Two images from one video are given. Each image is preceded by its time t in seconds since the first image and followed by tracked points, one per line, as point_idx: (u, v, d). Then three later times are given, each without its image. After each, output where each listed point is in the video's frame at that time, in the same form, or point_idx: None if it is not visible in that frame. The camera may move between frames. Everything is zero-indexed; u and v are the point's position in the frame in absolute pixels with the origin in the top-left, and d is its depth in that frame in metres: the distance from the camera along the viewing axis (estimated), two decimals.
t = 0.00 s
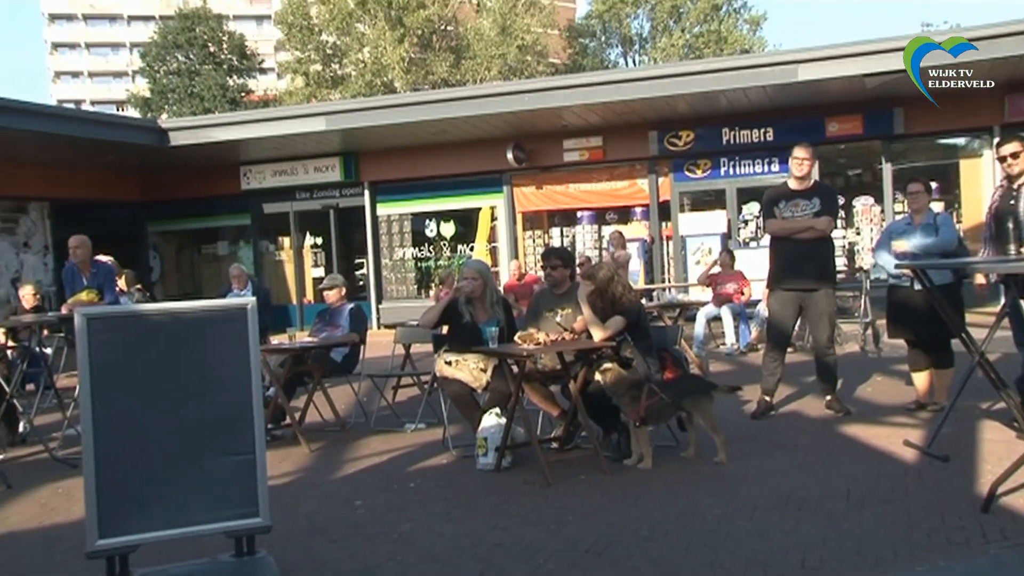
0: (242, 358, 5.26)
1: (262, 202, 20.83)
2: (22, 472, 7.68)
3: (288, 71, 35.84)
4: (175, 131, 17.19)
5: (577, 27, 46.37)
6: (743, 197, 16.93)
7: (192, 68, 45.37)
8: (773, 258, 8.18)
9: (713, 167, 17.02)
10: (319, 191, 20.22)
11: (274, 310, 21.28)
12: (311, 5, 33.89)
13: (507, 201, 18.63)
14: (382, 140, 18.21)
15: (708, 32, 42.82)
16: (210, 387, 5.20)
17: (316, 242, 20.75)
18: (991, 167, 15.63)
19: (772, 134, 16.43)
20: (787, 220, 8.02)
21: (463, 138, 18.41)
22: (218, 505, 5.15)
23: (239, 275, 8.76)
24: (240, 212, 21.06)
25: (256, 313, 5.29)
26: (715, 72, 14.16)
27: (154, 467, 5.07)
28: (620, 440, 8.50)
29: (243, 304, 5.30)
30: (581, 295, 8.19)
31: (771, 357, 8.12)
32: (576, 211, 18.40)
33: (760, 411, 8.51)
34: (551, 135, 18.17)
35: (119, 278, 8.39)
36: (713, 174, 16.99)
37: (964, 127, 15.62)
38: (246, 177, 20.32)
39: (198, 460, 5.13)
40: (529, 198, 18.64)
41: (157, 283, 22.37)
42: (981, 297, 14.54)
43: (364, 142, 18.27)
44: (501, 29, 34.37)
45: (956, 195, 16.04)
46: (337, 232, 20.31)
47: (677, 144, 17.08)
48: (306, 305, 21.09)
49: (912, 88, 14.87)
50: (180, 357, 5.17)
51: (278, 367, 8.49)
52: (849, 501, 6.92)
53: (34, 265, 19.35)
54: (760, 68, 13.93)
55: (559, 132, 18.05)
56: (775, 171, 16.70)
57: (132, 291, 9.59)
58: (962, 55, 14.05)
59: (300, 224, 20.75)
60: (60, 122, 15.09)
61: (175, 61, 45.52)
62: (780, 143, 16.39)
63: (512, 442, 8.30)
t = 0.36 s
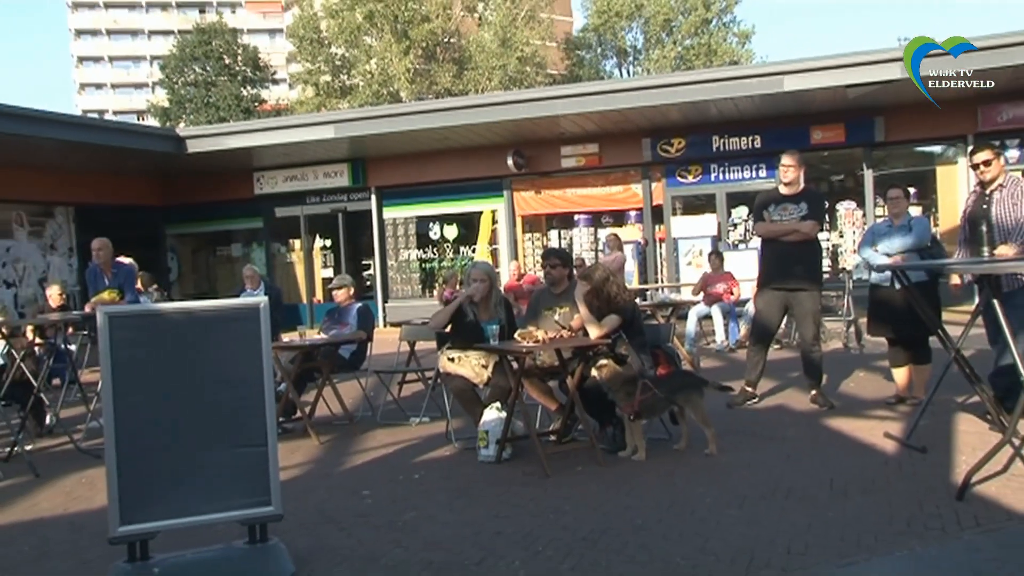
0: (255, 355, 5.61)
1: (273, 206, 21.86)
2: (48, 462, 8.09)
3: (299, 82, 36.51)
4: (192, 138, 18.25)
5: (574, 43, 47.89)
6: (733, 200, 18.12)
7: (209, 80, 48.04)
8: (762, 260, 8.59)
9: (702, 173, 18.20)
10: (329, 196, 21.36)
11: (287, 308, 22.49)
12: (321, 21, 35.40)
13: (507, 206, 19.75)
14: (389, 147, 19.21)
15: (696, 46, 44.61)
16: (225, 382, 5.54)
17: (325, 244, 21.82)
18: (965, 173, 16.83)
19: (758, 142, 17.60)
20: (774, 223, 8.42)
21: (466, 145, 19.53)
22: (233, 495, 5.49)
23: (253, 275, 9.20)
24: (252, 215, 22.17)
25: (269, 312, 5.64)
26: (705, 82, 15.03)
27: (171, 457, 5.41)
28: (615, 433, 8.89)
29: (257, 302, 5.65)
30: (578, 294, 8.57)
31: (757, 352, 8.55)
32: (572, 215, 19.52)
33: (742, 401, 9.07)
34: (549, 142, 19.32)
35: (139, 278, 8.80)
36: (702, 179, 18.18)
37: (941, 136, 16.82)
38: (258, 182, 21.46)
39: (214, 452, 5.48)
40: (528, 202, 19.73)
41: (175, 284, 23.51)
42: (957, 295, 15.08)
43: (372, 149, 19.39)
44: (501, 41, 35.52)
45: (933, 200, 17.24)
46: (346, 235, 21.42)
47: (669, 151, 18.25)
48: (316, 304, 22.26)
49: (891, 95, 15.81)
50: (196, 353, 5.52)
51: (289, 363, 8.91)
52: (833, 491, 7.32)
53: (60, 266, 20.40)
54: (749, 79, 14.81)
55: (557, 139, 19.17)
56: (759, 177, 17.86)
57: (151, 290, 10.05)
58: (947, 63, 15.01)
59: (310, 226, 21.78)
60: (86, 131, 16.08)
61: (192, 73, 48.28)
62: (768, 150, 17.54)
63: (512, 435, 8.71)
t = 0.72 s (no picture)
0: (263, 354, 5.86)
1: (282, 208, 22.62)
2: (66, 456, 8.40)
3: (306, 88, 38.93)
4: (204, 144, 18.96)
5: (572, 49, 50.28)
6: (725, 203, 18.52)
7: (220, 86, 48.85)
8: (741, 262, 8.88)
9: (696, 176, 18.67)
10: (335, 199, 22.03)
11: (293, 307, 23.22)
12: (328, 29, 37.57)
13: (507, 208, 20.30)
14: (392, 151, 19.67)
15: (690, 54, 47.74)
16: (234, 380, 5.78)
17: (331, 245, 22.48)
18: (948, 178, 17.33)
19: (750, 147, 18.09)
20: (753, 224, 8.71)
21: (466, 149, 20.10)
22: (243, 488, 5.73)
23: (261, 275, 9.51)
24: (261, 217, 22.94)
25: (276, 312, 5.89)
26: (700, 88, 15.49)
27: (184, 451, 5.67)
28: (611, 427, 9.20)
29: (264, 302, 5.89)
30: (576, 293, 8.86)
31: (746, 350, 8.86)
32: (570, 217, 20.09)
33: (732, 397, 9.46)
34: (547, 146, 19.87)
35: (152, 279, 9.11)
36: (696, 182, 18.65)
37: (924, 140, 17.23)
38: (267, 185, 22.22)
39: (225, 447, 5.72)
40: (527, 204, 20.32)
41: (186, 283, 24.44)
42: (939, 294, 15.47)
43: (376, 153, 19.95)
44: (501, 49, 37.71)
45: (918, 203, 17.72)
46: (352, 236, 22.10)
47: (664, 155, 18.79)
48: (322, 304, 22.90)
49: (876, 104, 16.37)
50: (206, 352, 5.76)
51: (296, 360, 9.21)
52: (821, 483, 7.61)
53: (77, 266, 21.59)
54: (741, 85, 15.09)
55: (555, 144, 19.75)
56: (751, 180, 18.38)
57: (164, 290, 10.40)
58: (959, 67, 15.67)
59: (316, 228, 22.46)
60: (104, 137, 16.90)
61: (204, 80, 49.05)
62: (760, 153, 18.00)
63: (511, 431, 9.01)
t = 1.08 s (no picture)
0: (271, 352, 6.04)
1: (290, 211, 23.16)
2: (82, 450, 8.72)
3: (314, 95, 40.75)
4: (215, 149, 19.49)
5: (570, 57, 51.81)
6: (718, 206, 19.22)
7: (229, 94, 50.84)
8: (732, 262, 9.19)
9: (689, 180, 19.36)
10: (340, 202, 22.59)
11: (300, 307, 23.80)
12: (333, 38, 39.61)
13: (508, 211, 20.89)
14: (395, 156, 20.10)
15: (684, 62, 48.72)
16: (243, 376, 5.97)
17: (336, 247, 22.98)
18: (933, 183, 18.02)
19: (742, 151, 18.71)
20: (742, 227, 9.02)
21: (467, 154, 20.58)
22: (252, 481, 5.91)
23: (269, 276, 9.83)
24: (270, 220, 23.50)
25: (283, 311, 6.08)
26: (696, 95, 15.91)
27: (194, 446, 5.84)
28: (608, 423, 9.51)
29: (272, 302, 6.10)
30: (574, 292, 9.16)
31: (738, 347, 9.17)
32: (569, 219, 20.64)
33: (726, 394, 9.80)
34: (546, 151, 20.41)
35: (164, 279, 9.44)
36: (690, 186, 19.33)
37: (910, 147, 17.96)
38: (274, 189, 22.76)
39: (235, 441, 5.90)
40: (527, 207, 20.90)
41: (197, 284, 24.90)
42: (924, 295, 15.80)
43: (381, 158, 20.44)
44: (501, 57, 38.85)
45: (902, 207, 18.39)
46: (356, 237, 22.58)
47: (658, 159, 19.38)
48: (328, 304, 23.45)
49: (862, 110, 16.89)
50: (217, 349, 5.95)
51: (303, 358, 9.51)
52: (811, 477, 7.89)
53: (93, 267, 22.00)
54: (730, 93, 15.73)
55: (554, 149, 20.29)
56: (742, 184, 19.07)
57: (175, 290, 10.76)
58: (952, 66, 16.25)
59: (322, 230, 22.96)
60: (119, 143, 17.36)
61: (214, 88, 51.35)
62: (751, 158, 18.64)
63: (511, 426, 9.32)
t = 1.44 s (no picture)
0: (281, 350, 6.23)
1: (298, 214, 23.56)
2: (100, 444, 9.05)
3: (322, 102, 42.21)
4: (226, 153, 19.78)
5: (569, 65, 53.25)
6: (713, 208, 19.57)
7: (241, 101, 51.84)
8: (729, 262, 9.47)
9: (685, 183, 19.68)
10: (346, 205, 22.95)
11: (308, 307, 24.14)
12: (341, 47, 41.15)
13: (508, 215, 21.26)
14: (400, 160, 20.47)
15: (680, 69, 49.99)
16: (254, 372, 6.15)
17: (343, 248, 23.33)
18: (918, 186, 18.34)
19: (736, 156, 19.05)
20: (737, 229, 9.31)
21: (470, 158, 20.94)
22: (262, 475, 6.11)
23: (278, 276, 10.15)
24: (278, 222, 23.83)
25: (292, 311, 6.26)
26: (694, 101, 16.21)
27: (207, 441, 6.01)
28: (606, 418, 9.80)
29: (280, 302, 6.27)
30: (573, 292, 9.37)
31: (733, 346, 9.45)
32: (569, 222, 21.00)
33: (720, 390, 10.13)
34: (546, 155, 20.78)
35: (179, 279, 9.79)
36: (687, 189, 19.67)
37: (895, 151, 18.30)
38: (283, 192, 23.19)
39: (246, 436, 6.09)
40: (528, 210, 21.23)
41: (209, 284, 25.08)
42: (911, 295, 16.13)
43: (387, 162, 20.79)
44: (503, 65, 41.08)
45: (889, 209, 18.75)
46: (362, 239, 22.97)
47: (655, 163, 19.70)
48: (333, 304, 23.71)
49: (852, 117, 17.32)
50: (229, 348, 6.12)
51: (311, 355, 9.84)
52: (802, 471, 8.16)
53: (110, 268, 22.51)
54: (727, 99, 15.93)
55: (554, 153, 20.67)
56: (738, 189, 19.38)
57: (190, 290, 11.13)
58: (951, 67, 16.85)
59: (330, 232, 23.36)
60: (136, 149, 17.75)
61: (226, 95, 51.93)
62: (745, 163, 18.96)
63: (513, 421, 9.61)
